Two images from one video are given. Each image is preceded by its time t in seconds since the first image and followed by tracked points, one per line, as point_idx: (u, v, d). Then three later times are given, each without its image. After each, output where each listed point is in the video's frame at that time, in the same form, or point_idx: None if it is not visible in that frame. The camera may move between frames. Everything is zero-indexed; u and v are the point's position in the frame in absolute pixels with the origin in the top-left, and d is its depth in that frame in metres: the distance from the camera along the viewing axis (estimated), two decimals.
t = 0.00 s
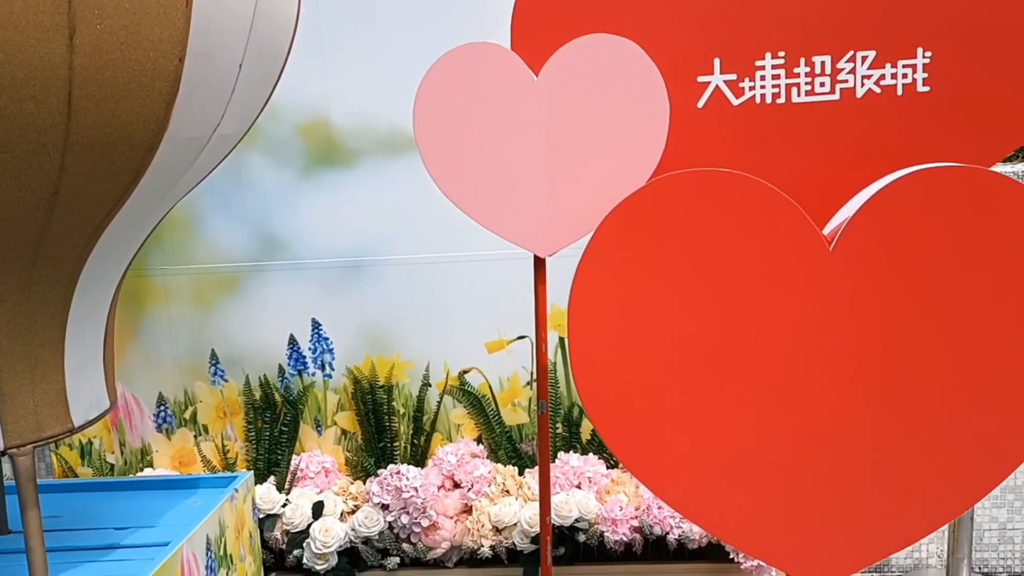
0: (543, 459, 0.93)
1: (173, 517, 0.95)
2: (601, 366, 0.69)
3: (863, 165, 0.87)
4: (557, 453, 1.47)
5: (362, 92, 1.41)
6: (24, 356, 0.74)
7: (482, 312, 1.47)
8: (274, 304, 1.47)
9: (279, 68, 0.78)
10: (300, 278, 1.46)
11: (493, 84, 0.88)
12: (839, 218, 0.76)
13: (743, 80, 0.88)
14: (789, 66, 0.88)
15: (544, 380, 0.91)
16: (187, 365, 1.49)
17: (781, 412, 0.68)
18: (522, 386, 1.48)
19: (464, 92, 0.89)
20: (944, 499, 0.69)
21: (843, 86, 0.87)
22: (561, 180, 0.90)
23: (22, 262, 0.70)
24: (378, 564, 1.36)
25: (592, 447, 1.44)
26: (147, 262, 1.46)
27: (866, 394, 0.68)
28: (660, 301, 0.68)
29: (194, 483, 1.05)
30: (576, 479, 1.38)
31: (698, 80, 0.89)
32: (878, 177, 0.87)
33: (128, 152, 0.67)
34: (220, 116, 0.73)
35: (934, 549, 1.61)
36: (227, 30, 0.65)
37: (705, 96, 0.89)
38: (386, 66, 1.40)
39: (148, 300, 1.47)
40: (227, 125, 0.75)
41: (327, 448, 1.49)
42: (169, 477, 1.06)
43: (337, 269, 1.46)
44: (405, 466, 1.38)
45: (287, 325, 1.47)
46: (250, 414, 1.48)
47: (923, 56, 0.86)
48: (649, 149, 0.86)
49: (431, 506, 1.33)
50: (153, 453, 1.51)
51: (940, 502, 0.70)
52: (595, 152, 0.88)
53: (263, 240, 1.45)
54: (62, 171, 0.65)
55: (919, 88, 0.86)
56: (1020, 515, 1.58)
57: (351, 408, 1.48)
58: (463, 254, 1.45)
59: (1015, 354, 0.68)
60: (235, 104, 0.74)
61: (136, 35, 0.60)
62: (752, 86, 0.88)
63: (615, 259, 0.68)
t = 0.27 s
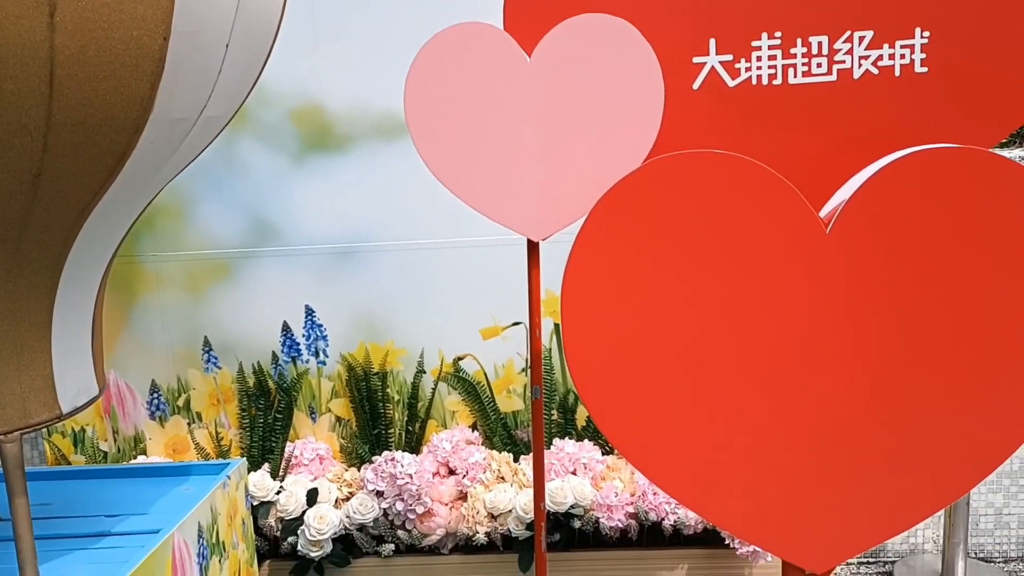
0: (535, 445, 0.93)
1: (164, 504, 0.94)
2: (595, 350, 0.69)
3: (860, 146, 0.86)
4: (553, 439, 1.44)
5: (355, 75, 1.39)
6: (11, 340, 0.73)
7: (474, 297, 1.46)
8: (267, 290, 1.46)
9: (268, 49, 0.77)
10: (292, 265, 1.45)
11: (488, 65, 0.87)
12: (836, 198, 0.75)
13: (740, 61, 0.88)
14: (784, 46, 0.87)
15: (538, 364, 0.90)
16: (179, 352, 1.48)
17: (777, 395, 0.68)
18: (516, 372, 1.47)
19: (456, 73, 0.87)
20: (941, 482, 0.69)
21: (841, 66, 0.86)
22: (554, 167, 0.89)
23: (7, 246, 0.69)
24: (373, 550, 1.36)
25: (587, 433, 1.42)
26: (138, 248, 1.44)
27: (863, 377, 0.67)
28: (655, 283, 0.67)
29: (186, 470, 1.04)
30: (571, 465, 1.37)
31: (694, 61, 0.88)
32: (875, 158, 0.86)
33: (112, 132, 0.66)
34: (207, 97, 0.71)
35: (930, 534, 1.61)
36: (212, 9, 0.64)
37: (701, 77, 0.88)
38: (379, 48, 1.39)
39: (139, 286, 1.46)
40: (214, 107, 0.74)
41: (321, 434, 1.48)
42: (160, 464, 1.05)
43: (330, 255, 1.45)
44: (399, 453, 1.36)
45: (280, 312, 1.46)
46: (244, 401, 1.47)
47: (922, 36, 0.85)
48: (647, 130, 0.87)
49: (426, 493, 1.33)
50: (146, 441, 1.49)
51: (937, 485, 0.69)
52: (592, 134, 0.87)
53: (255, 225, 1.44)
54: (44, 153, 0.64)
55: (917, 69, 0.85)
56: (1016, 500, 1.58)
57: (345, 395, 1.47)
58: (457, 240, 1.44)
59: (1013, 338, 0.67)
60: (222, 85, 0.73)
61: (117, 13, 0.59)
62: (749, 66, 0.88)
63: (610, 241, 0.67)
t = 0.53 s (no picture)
0: (533, 428, 0.92)
1: (157, 489, 0.93)
2: (591, 331, 0.67)
3: (861, 124, 0.85)
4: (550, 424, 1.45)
5: (350, 56, 1.37)
6: None
7: (470, 280, 1.45)
8: (262, 274, 1.45)
9: (258, 25, 0.75)
10: (287, 248, 1.44)
11: (481, 42, 0.87)
12: (837, 178, 0.74)
13: (739, 36, 0.86)
14: (784, 23, 0.86)
15: (534, 347, 0.89)
16: (174, 337, 1.47)
17: (776, 376, 0.67)
18: (514, 356, 1.46)
19: (449, 50, 0.87)
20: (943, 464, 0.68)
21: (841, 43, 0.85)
22: (545, 149, 0.89)
23: None
24: (370, 535, 1.35)
25: (585, 417, 1.42)
26: (131, 231, 1.43)
27: (863, 358, 0.66)
28: (652, 263, 0.66)
29: (180, 454, 1.04)
30: (568, 450, 1.36)
31: (693, 38, 0.87)
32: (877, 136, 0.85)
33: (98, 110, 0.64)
34: (196, 74, 0.70)
35: (929, 519, 1.60)
36: None
37: (699, 54, 0.87)
38: (375, 30, 1.37)
39: (133, 270, 1.45)
40: (204, 84, 0.73)
41: (317, 419, 1.47)
42: (154, 449, 1.04)
43: (325, 238, 1.43)
44: (396, 438, 1.35)
45: (275, 296, 1.45)
46: (239, 385, 1.46)
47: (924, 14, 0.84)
48: (643, 108, 0.87)
49: (422, 478, 1.32)
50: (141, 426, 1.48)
51: (938, 467, 0.68)
52: (588, 111, 0.88)
53: (249, 208, 1.43)
54: (29, 129, 0.62)
55: (919, 46, 0.84)
56: (1015, 484, 1.58)
57: (341, 379, 1.46)
58: (453, 222, 1.42)
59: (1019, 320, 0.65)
60: (212, 62, 0.71)
61: None
62: (748, 42, 0.86)
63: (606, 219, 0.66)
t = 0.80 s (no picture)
0: (529, 418, 0.91)
1: (151, 479, 0.93)
2: (585, 321, 0.67)
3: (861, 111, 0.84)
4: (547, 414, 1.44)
5: (345, 42, 1.36)
6: None
7: (466, 269, 1.44)
8: (257, 263, 1.44)
9: (249, 10, 0.74)
10: (282, 237, 1.43)
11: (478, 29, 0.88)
12: (836, 165, 0.73)
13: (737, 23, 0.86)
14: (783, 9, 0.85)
15: (529, 336, 0.89)
16: (169, 326, 1.46)
17: (773, 367, 0.66)
18: (511, 346, 1.45)
19: (447, 35, 0.89)
20: (942, 455, 0.67)
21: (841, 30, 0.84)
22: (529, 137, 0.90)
23: None
24: (366, 524, 1.34)
25: (582, 406, 1.42)
26: (125, 220, 1.42)
27: (862, 348, 0.65)
28: (648, 253, 0.65)
29: (174, 444, 1.03)
30: (565, 439, 1.36)
31: (690, 24, 0.87)
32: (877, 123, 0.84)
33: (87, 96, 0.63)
34: (186, 59, 0.69)
35: (926, 508, 1.60)
36: None
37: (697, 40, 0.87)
38: (370, 15, 1.35)
39: (127, 258, 1.44)
40: (194, 70, 0.72)
41: (313, 409, 1.47)
42: (148, 439, 1.03)
43: (320, 227, 1.43)
44: (392, 428, 1.36)
45: (270, 285, 1.44)
46: (234, 375, 1.46)
47: None
48: (634, 98, 0.88)
49: (418, 467, 1.31)
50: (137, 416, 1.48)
51: (938, 460, 0.67)
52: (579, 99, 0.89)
53: (244, 196, 1.42)
54: (16, 116, 0.61)
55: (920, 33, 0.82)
56: (1012, 473, 1.57)
57: (337, 369, 1.46)
58: (448, 211, 1.42)
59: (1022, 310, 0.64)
60: (202, 47, 0.70)
61: None
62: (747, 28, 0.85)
63: (601, 207, 0.65)
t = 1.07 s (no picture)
0: (522, 404, 0.90)
1: (141, 465, 0.92)
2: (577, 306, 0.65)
3: (860, 91, 0.82)
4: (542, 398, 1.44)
5: (337, 23, 1.34)
6: None
7: (460, 254, 1.43)
8: (250, 247, 1.43)
9: None
10: (274, 221, 1.42)
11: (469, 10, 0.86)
12: (833, 146, 0.72)
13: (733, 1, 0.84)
14: None
15: (522, 319, 0.88)
16: (161, 310, 1.45)
17: (768, 353, 0.64)
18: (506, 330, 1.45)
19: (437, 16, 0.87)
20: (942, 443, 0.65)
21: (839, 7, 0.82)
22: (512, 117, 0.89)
23: None
24: (360, 509, 1.33)
25: (577, 391, 1.42)
26: (117, 204, 1.41)
27: (860, 334, 0.63)
28: (639, 235, 0.64)
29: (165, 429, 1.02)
30: (560, 424, 1.36)
31: (685, 3, 0.85)
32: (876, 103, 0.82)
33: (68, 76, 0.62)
34: (169, 38, 0.68)
35: (922, 492, 1.60)
36: None
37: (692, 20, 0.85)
38: None
39: (119, 243, 1.43)
40: (178, 49, 0.71)
41: (307, 394, 1.46)
42: (139, 424, 1.02)
43: (312, 211, 1.41)
44: (386, 413, 1.35)
45: (263, 269, 1.43)
46: (228, 359, 1.45)
47: None
48: (627, 83, 0.87)
49: (412, 452, 1.31)
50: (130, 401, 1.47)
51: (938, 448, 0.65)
52: (572, 84, 0.88)
53: (236, 180, 1.40)
54: None
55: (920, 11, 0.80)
56: (1009, 457, 1.57)
57: (331, 353, 1.45)
58: (442, 195, 1.40)
59: None
60: (186, 25, 0.69)
61: None
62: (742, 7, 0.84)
63: (594, 188, 0.64)
